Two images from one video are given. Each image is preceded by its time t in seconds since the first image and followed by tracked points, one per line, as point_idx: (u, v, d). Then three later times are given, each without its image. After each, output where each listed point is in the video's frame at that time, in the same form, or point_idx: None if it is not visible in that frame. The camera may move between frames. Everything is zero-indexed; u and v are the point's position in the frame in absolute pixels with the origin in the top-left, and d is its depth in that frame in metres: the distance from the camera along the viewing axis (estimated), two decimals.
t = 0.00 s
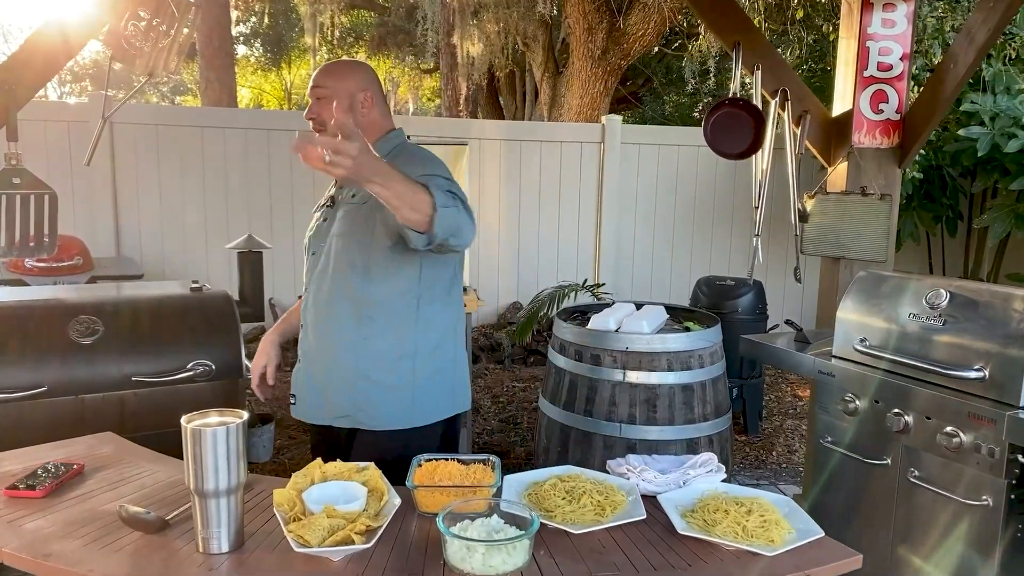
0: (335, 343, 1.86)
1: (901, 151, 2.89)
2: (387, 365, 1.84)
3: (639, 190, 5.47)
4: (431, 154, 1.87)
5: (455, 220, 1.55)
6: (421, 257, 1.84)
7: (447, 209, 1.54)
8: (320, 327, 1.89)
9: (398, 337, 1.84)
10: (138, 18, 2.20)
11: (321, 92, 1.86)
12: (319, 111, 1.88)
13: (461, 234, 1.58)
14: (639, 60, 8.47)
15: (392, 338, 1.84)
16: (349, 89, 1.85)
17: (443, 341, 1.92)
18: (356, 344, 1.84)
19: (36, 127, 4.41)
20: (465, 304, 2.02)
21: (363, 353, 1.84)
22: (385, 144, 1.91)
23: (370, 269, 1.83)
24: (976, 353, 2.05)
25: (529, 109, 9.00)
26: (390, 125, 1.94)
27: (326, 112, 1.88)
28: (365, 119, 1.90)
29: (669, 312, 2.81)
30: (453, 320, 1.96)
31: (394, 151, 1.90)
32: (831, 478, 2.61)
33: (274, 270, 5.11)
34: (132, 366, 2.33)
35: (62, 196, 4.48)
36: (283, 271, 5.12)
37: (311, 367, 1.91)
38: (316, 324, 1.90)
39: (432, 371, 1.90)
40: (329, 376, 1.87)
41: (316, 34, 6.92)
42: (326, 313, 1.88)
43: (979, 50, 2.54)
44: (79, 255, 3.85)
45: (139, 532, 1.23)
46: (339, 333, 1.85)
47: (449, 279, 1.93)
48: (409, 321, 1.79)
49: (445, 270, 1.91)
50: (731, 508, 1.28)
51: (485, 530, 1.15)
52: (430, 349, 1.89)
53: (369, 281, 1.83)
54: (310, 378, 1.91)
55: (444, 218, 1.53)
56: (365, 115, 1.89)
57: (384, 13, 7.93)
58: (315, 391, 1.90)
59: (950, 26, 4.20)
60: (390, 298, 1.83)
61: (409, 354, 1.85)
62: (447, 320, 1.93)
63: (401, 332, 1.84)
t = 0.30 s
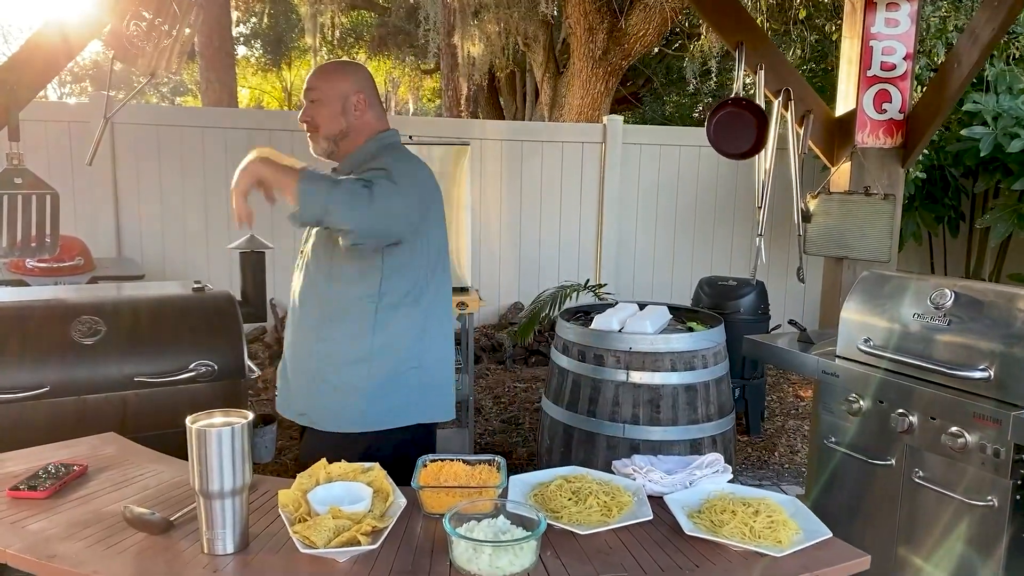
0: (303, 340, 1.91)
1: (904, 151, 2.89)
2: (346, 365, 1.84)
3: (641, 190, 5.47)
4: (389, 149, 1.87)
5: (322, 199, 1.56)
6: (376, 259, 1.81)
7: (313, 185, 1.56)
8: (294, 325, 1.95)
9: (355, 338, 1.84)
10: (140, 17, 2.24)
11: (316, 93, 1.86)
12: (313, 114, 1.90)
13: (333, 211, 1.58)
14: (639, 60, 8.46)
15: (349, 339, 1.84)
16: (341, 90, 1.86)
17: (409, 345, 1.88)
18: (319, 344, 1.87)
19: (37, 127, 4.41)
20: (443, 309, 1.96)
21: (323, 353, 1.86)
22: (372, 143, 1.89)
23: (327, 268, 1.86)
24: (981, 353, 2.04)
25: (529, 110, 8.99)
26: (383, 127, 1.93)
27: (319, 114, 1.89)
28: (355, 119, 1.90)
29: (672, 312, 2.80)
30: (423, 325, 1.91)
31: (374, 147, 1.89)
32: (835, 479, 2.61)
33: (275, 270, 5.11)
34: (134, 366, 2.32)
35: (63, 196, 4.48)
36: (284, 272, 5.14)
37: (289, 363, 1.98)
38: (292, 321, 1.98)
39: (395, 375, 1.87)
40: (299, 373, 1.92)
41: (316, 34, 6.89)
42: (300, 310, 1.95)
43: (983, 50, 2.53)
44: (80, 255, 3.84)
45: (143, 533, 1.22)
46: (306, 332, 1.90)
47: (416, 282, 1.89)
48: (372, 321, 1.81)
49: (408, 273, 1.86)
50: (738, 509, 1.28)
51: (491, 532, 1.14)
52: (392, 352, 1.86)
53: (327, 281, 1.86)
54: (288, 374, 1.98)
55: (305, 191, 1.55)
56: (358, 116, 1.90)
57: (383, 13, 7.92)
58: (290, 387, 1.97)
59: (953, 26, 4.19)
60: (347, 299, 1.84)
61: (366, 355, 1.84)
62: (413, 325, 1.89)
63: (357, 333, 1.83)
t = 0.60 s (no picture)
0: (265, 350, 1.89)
1: (907, 150, 2.89)
2: (305, 374, 1.81)
3: (642, 189, 5.46)
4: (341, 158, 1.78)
5: (267, 253, 1.50)
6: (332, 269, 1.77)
7: (252, 242, 1.50)
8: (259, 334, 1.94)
9: (312, 346, 1.80)
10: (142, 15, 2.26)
11: (284, 94, 1.82)
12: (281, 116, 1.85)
13: (279, 264, 1.50)
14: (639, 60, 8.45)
15: (307, 347, 1.81)
16: (309, 93, 1.81)
17: (369, 349, 1.84)
18: (279, 353, 1.85)
19: (38, 128, 4.40)
20: (405, 311, 1.90)
21: (282, 363, 1.83)
22: (338, 146, 1.84)
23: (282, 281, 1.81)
24: (985, 353, 2.03)
25: (530, 110, 8.99)
26: (353, 129, 1.88)
27: (288, 117, 1.85)
28: (321, 121, 1.85)
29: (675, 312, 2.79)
30: (384, 328, 1.85)
31: (338, 153, 1.82)
32: (837, 478, 2.60)
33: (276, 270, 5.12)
34: (137, 366, 2.32)
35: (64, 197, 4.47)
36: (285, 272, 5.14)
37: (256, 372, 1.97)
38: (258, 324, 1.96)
39: (356, 379, 1.83)
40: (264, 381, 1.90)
41: (316, 34, 6.88)
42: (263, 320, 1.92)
43: (986, 49, 2.53)
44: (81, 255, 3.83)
45: (149, 532, 1.22)
46: (268, 342, 1.88)
47: (373, 285, 1.83)
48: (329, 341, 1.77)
49: (365, 281, 1.82)
50: (745, 509, 1.27)
51: (497, 532, 1.14)
52: (350, 358, 1.82)
53: (285, 292, 1.83)
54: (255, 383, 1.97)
55: (247, 252, 1.50)
56: (325, 119, 1.85)
57: (384, 13, 7.91)
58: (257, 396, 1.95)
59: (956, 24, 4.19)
60: (303, 308, 1.80)
61: (322, 364, 1.80)
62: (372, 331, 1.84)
63: (314, 340, 1.80)
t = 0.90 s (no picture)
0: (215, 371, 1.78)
1: (912, 147, 2.87)
2: (258, 395, 1.71)
3: (645, 187, 5.45)
4: (275, 172, 1.61)
5: (240, 306, 1.46)
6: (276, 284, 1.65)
7: (221, 296, 1.46)
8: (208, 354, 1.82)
9: (263, 368, 1.69)
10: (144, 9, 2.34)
11: (209, 98, 1.63)
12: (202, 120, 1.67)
13: (255, 316, 1.48)
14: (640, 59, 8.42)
15: (257, 369, 1.70)
16: (235, 96, 1.64)
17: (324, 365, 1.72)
18: (229, 375, 1.74)
19: (39, 126, 4.39)
20: (359, 317, 1.79)
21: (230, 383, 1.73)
22: (269, 152, 1.67)
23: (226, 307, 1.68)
24: (993, 351, 2.01)
25: (531, 109, 8.97)
26: (285, 130, 1.72)
27: (213, 124, 1.67)
28: (251, 126, 1.68)
29: (680, 310, 2.78)
30: (337, 342, 1.74)
31: (272, 161, 1.65)
32: (842, 477, 2.59)
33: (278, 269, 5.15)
34: (137, 363, 2.31)
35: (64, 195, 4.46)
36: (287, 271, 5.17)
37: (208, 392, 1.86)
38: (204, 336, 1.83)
39: (313, 398, 1.72)
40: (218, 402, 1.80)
41: (317, 33, 6.86)
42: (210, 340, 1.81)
43: (993, 45, 2.51)
44: (82, 254, 3.82)
45: (151, 532, 1.21)
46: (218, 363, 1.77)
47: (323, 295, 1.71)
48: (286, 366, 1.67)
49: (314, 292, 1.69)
50: (755, 507, 1.26)
51: (505, 531, 1.13)
52: (304, 375, 1.71)
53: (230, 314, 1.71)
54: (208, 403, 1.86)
55: (216, 303, 1.46)
56: (255, 122, 1.68)
57: (384, 12, 7.89)
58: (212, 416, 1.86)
59: (962, 21, 4.17)
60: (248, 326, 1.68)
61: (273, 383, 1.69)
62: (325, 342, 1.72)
63: (264, 360, 1.69)
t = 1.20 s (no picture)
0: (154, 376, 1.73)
1: (919, 145, 2.84)
2: (200, 401, 1.67)
3: (647, 186, 5.42)
4: (213, 169, 1.55)
5: (216, 328, 1.43)
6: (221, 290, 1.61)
7: (194, 322, 1.41)
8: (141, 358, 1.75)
9: (206, 374, 1.66)
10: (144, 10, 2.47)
11: (129, 87, 1.52)
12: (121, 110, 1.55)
13: (230, 336, 1.45)
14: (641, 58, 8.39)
15: (200, 372, 1.66)
16: (161, 86, 1.53)
17: (269, 364, 1.72)
18: (169, 380, 1.69)
19: (39, 125, 4.37)
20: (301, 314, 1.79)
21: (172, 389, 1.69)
22: (197, 144, 1.61)
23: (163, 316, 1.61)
24: (1003, 351, 1.98)
25: (531, 109, 8.95)
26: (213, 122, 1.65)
27: (130, 115, 1.55)
28: (176, 117, 1.59)
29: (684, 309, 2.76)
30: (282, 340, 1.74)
31: (206, 156, 1.58)
32: (849, 479, 2.57)
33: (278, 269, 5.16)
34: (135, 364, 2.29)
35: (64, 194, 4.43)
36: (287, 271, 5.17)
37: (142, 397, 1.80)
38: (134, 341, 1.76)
39: (258, 402, 1.71)
40: (153, 407, 1.75)
41: (318, 33, 6.83)
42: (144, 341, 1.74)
43: (1002, 41, 2.49)
44: (81, 253, 3.79)
45: (152, 536, 1.18)
46: (155, 367, 1.71)
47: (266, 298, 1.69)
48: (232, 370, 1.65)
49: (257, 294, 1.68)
50: (768, 510, 1.23)
51: (513, 535, 1.10)
52: (250, 377, 1.70)
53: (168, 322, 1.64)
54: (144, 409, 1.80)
55: (189, 325, 1.41)
56: (179, 113, 1.59)
57: (384, 11, 7.87)
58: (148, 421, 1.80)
59: (969, 18, 4.17)
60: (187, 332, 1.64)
61: (218, 387, 1.67)
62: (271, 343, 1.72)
63: (208, 366, 1.66)
